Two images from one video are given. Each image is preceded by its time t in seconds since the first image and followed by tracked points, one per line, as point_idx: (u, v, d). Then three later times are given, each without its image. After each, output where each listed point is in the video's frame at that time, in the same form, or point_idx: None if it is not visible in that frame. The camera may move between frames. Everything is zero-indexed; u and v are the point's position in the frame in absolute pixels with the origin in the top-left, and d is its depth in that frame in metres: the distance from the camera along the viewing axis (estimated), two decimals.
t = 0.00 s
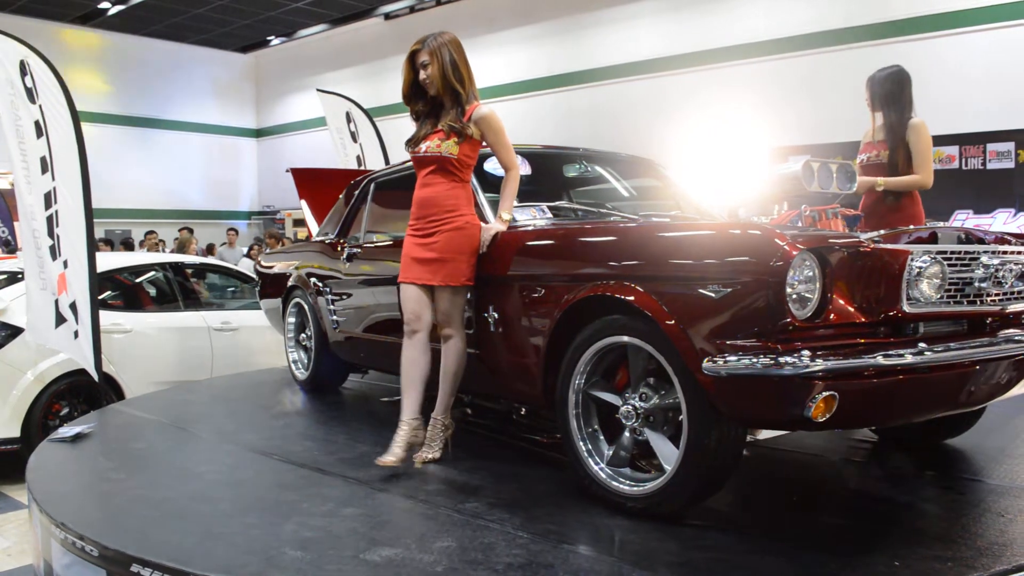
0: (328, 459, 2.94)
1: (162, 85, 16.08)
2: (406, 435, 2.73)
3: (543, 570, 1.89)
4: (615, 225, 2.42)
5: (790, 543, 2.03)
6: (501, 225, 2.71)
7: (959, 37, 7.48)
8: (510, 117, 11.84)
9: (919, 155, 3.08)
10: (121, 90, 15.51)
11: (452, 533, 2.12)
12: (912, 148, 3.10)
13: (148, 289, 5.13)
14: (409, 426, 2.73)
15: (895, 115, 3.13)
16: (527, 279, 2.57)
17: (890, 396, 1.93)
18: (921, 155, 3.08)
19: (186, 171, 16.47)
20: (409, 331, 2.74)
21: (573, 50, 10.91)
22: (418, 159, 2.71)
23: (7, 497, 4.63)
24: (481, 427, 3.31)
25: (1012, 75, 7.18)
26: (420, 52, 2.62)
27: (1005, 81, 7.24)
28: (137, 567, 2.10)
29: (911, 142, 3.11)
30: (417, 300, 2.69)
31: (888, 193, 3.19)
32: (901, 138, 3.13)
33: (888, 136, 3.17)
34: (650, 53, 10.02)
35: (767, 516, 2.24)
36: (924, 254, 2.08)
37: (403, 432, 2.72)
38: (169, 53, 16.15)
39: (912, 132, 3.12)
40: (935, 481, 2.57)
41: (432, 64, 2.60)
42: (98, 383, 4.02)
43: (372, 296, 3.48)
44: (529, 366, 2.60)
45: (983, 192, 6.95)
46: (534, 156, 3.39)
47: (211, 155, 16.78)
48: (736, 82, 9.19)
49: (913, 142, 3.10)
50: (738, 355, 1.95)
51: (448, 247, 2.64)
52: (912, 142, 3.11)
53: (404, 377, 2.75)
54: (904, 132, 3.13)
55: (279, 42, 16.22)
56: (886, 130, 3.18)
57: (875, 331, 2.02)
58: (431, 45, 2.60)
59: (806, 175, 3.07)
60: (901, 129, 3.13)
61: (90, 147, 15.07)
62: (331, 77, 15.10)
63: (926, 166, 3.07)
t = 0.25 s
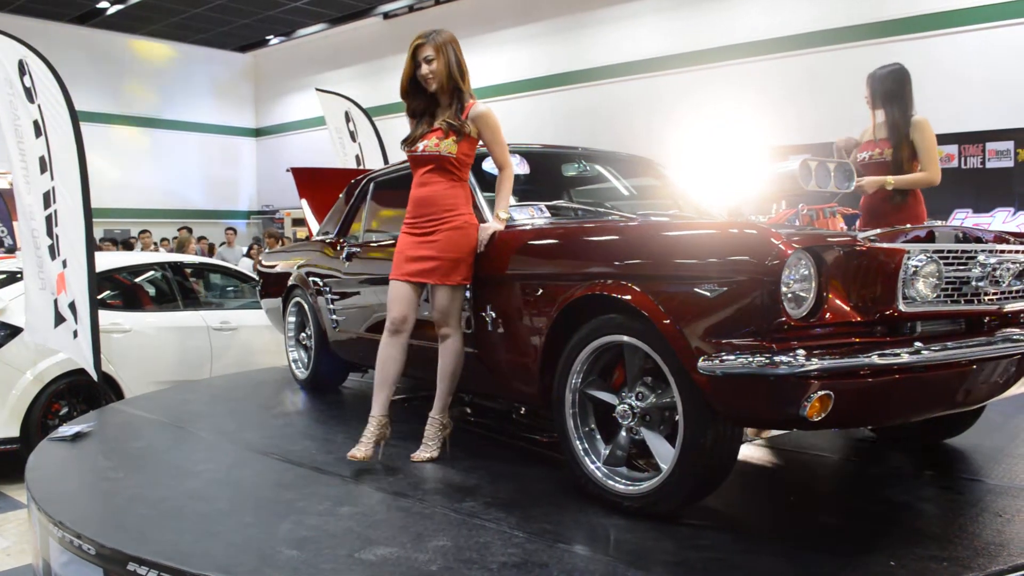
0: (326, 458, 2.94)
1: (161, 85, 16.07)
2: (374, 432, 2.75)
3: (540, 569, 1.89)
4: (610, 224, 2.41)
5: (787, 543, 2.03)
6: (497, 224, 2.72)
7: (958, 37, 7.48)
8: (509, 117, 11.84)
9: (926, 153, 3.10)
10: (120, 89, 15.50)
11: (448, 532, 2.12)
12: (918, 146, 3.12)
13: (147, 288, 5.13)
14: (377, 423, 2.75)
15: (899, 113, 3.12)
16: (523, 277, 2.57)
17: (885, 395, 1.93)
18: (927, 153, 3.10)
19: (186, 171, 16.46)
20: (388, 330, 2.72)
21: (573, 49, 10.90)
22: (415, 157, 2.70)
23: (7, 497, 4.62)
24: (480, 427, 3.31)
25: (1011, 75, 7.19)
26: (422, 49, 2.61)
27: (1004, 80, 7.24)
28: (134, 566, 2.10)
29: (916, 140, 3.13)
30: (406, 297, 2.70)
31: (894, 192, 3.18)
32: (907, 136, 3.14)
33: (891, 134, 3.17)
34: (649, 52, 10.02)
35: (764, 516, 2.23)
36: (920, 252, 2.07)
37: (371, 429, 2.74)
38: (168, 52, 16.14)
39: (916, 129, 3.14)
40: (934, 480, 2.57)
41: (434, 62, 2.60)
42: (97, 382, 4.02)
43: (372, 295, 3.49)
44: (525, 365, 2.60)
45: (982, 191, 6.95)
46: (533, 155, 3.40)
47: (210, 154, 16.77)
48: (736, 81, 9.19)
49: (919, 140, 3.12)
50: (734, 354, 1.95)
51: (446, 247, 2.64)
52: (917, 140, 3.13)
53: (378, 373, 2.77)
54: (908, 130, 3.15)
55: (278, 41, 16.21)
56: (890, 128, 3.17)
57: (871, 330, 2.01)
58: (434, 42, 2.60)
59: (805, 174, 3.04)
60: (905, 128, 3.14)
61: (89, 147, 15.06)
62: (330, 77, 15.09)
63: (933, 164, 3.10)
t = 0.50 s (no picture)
0: (326, 457, 2.94)
1: (162, 85, 16.06)
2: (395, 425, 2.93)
3: (537, 568, 1.89)
4: (607, 224, 2.41)
5: (785, 543, 2.03)
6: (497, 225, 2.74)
7: (958, 36, 7.47)
8: (509, 116, 11.84)
9: (930, 152, 3.11)
10: (121, 89, 15.50)
11: (445, 532, 2.12)
12: (922, 145, 3.13)
13: (147, 288, 5.13)
14: (396, 417, 2.92)
15: (903, 112, 3.12)
16: (521, 278, 2.58)
17: (882, 396, 1.93)
18: (931, 152, 3.11)
19: (186, 170, 16.45)
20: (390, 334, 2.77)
21: (572, 48, 10.90)
22: (414, 157, 2.70)
23: (7, 497, 4.62)
24: (480, 426, 3.31)
25: (1011, 74, 7.18)
26: (428, 46, 2.62)
27: (1005, 79, 7.23)
28: (131, 564, 2.10)
29: (920, 139, 3.14)
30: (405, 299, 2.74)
31: (897, 192, 3.18)
32: (911, 136, 3.14)
33: (894, 133, 3.17)
34: (649, 51, 10.01)
35: (762, 516, 2.23)
36: (918, 252, 2.06)
37: (391, 423, 2.92)
38: (168, 52, 16.14)
39: (919, 129, 3.15)
40: (933, 480, 2.57)
41: (441, 60, 2.62)
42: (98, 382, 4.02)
43: (373, 295, 3.49)
44: (523, 365, 2.60)
45: (983, 191, 6.95)
46: (534, 155, 3.41)
47: (210, 154, 16.77)
48: (735, 81, 9.18)
49: (923, 140, 3.13)
50: (730, 354, 1.95)
51: (447, 245, 2.66)
52: (921, 139, 3.14)
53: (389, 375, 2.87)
54: (912, 130, 3.15)
55: (278, 41, 16.20)
56: (894, 127, 3.17)
57: (868, 330, 2.01)
58: (440, 40, 2.63)
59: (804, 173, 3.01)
60: (908, 127, 3.14)
61: (90, 146, 15.06)
62: (330, 76, 15.08)
63: (937, 162, 3.11)
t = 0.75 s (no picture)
0: (325, 457, 2.94)
1: (162, 84, 16.06)
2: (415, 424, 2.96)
3: (533, 567, 1.89)
4: (604, 224, 2.41)
5: (782, 543, 2.03)
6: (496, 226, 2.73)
7: (960, 36, 7.45)
8: (510, 116, 11.83)
9: (932, 153, 3.10)
10: (121, 89, 15.50)
11: (441, 531, 2.12)
12: (924, 146, 3.12)
13: (148, 289, 5.12)
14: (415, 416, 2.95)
15: (905, 112, 3.11)
16: (520, 278, 2.58)
17: (880, 396, 1.92)
18: (933, 153, 3.10)
19: (186, 170, 16.45)
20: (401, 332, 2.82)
21: (573, 48, 10.89)
22: (412, 158, 2.72)
23: (8, 496, 4.62)
24: (480, 426, 3.32)
25: (1013, 75, 7.17)
26: (427, 45, 2.63)
27: (1007, 79, 7.21)
28: (128, 563, 2.10)
29: (922, 140, 3.13)
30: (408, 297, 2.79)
31: (899, 192, 3.17)
32: (913, 136, 3.14)
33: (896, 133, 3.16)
34: (650, 51, 10.00)
35: (760, 517, 2.23)
36: (914, 252, 2.06)
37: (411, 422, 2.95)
38: (169, 52, 16.15)
39: (921, 129, 3.13)
40: (933, 481, 2.57)
41: (440, 60, 2.64)
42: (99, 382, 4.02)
43: (373, 295, 3.50)
44: (521, 365, 2.60)
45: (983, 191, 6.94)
46: (534, 155, 3.41)
47: (211, 154, 16.77)
48: (736, 81, 9.18)
49: (925, 140, 3.12)
50: (727, 354, 1.95)
51: (445, 247, 2.67)
52: (923, 140, 3.13)
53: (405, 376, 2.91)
54: (913, 129, 3.14)
55: (279, 41, 16.20)
56: (895, 128, 3.16)
57: (865, 330, 2.01)
58: (439, 40, 2.64)
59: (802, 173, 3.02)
60: (909, 128, 3.13)
61: (90, 146, 15.06)
62: (330, 76, 15.08)
63: (940, 163, 3.09)
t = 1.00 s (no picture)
0: (323, 456, 2.94)
1: (161, 85, 16.06)
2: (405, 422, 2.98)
3: (529, 567, 1.89)
4: (600, 225, 2.41)
5: (778, 543, 2.03)
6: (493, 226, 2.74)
7: (960, 36, 7.45)
8: (509, 116, 11.82)
9: (931, 153, 3.10)
10: (120, 89, 15.50)
11: (436, 531, 2.12)
12: (923, 146, 3.13)
13: (147, 289, 5.12)
14: (405, 414, 2.97)
15: (903, 113, 3.11)
16: (516, 277, 2.59)
17: (874, 396, 1.92)
18: (932, 153, 3.10)
19: (185, 170, 16.45)
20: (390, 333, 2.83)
21: (572, 49, 10.89)
22: (405, 160, 2.74)
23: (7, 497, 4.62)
24: (478, 426, 3.32)
25: (1012, 75, 7.17)
26: (418, 48, 2.66)
27: (1006, 80, 7.21)
28: (124, 563, 2.10)
29: (921, 140, 3.13)
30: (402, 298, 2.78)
31: (898, 193, 3.17)
32: (912, 137, 3.14)
33: (895, 134, 3.16)
34: (649, 51, 10.01)
35: (757, 517, 2.23)
36: (909, 252, 2.06)
37: (401, 420, 2.97)
38: (168, 52, 16.15)
39: (920, 129, 3.14)
40: (930, 482, 2.57)
41: (431, 61, 2.66)
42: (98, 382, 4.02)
43: (372, 295, 3.50)
44: (518, 365, 2.61)
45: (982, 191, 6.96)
46: (533, 155, 3.42)
47: (210, 154, 16.78)
48: (735, 81, 9.19)
49: (924, 140, 3.13)
50: (721, 355, 1.95)
51: (439, 247, 2.69)
52: (922, 140, 3.14)
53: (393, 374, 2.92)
54: (912, 130, 3.14)
55: (278, 41, 16.20)
56: (893, 128, 3.16)
57: (860, 330, 2.01)
58: (430, 42, 2.66)
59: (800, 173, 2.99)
60: (908, 128, 3.14)
61: (89, 146, 15.06)
62: (329, 76, 15.07)
63: (939, 163, 3.10)
